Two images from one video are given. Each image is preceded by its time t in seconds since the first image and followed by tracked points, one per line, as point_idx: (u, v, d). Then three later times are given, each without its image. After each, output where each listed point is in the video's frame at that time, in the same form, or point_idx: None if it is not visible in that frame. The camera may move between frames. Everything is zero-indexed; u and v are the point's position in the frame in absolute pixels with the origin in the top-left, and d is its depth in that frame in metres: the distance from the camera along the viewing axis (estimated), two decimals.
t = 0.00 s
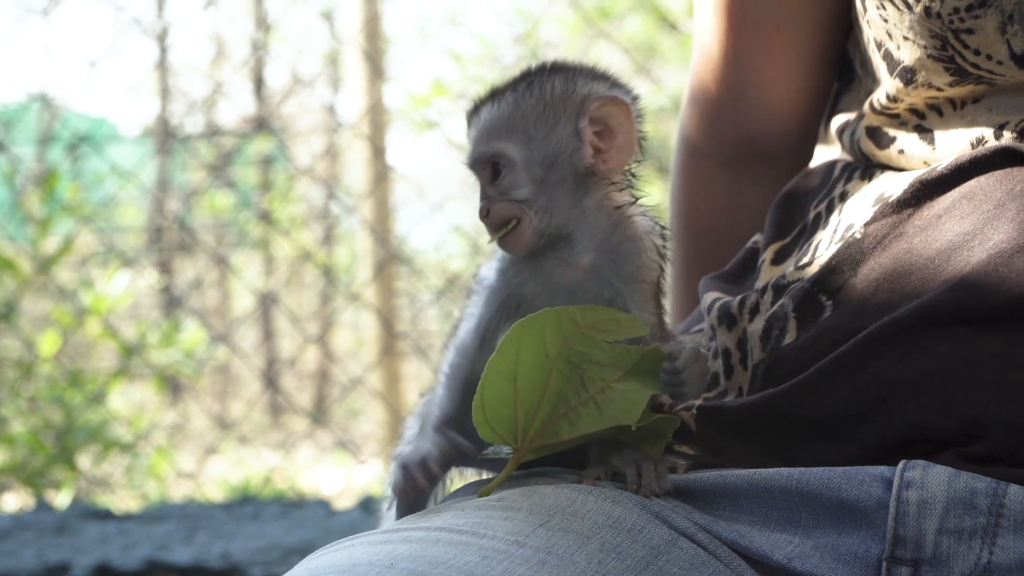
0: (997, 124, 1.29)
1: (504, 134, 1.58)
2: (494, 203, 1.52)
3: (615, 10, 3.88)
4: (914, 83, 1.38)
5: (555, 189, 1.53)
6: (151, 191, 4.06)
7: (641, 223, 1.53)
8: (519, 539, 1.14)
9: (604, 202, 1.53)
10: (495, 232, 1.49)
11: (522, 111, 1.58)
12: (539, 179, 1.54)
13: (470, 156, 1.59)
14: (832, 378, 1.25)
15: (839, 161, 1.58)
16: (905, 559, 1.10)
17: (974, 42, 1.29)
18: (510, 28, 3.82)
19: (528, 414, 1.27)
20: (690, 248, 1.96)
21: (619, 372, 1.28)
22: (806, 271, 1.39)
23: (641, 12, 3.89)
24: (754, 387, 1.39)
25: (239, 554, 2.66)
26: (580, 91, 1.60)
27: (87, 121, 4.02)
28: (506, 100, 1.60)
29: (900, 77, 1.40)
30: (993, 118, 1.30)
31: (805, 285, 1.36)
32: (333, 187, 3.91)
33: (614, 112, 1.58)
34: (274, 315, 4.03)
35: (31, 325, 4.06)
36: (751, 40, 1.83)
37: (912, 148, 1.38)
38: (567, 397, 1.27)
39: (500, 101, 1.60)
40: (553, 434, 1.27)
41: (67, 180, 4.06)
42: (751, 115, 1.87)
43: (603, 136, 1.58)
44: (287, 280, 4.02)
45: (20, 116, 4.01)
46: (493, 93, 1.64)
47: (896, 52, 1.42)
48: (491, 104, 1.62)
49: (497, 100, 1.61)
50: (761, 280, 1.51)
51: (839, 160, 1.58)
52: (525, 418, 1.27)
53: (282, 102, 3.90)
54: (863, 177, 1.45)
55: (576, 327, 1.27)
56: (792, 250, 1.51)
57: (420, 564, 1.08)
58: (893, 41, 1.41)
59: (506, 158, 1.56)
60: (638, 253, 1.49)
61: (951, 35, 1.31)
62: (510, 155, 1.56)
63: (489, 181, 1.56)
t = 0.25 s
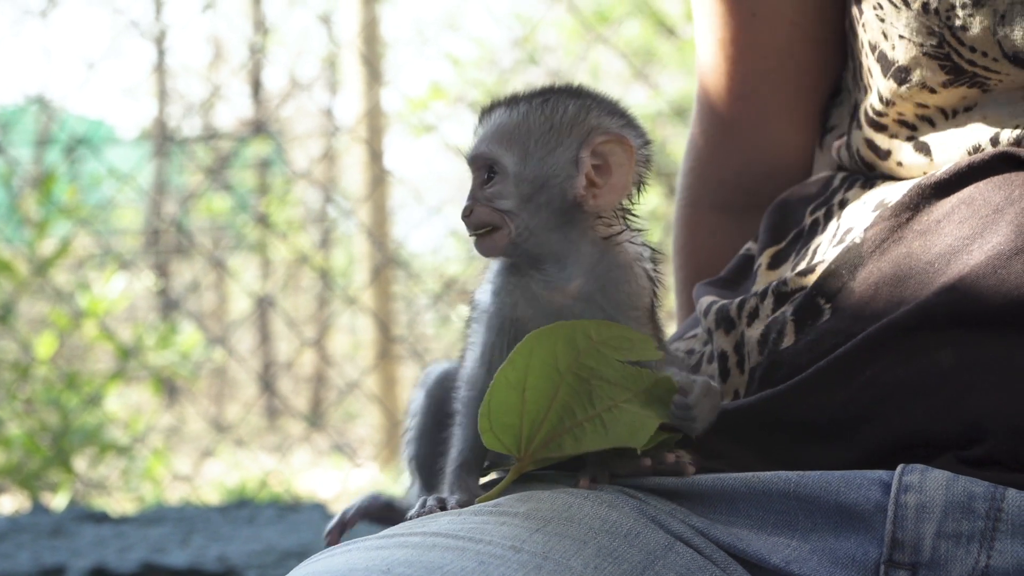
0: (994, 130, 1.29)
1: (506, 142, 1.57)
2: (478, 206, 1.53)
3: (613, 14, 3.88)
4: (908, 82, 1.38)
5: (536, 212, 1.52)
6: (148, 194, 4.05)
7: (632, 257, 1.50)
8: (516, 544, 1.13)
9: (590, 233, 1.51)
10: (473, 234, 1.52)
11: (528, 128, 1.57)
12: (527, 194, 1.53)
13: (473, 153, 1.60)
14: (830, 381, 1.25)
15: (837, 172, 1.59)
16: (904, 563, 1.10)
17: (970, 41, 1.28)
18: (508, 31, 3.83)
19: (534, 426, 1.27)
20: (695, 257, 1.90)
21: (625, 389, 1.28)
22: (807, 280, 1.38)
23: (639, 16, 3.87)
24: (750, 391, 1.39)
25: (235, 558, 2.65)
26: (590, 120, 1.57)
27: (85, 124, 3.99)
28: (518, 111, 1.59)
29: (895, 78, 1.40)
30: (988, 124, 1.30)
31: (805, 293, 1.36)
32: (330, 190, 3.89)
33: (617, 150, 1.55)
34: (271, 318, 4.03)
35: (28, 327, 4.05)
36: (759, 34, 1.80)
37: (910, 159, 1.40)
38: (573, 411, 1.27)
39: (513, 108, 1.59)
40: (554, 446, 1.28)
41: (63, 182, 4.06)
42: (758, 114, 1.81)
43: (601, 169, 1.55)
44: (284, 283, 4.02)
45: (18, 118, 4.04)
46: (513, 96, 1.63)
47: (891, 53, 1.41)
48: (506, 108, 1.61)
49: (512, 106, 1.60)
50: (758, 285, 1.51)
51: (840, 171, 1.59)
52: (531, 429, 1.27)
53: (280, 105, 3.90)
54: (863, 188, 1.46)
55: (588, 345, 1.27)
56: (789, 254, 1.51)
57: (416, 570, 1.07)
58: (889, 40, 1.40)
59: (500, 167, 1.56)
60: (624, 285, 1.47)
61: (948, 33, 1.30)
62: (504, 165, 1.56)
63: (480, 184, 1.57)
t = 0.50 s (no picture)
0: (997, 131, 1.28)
1: (499, 136, 1.58)
2: (469, 198, 1.54)
3: (617, 16, 3.88)
4: (911, 76, 1.39)
5: (528, 208, 1.52)
6: (152, 194, 4.05)
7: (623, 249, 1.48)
8: (524, 547, 1.13)
9: (581, 227, 1.50)
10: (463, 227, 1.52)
11: (523, 123, 1.58)
12: (518, 189, 1.54)
13: (465, 145, 1.60)
14: (839, 385, 1.25)
15: (853, 182, 1.59)
16: (912, 568, 1.10)
17: (970, 33, 1.30)
18: (512, 33, 3.83)
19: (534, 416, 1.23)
20: (697, 258, 1.90)
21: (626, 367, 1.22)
22: (818, 284, 1.38)
23: (644, 18, 3.87)
24: (758, 393, 1.40)
25: (238, 558, 2.65)
26: (584, 117, 1.58)
27: (88, 123, 4.03)
28: (512, 105, 1.59)
29: (900, 72, 1.41)
30: (986, 129, 1.29)
31: (815, 298, 1.36)
32: (334, 191, 3.89)
33: (609, 146, 1.56)
34: (274, 318, 4.03)
35: (31, 325, 4.09)
36: (765, 33, 1.79)
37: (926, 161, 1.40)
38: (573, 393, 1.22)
39: (507, 103, 1.60)
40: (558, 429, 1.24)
41: (68, 181, 4.07)
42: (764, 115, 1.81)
43: (593, 166, 1.55)
44: (288, 284, 4.02)
45: (22, 117, 4.06)
46: (508, 91, 1.64)
47: (895, 49, 1.42)
48: (500, 102, 1.61)
49: (507, 100, 1.61)
50: (766, 286, 1.51)
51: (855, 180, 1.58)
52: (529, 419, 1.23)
53: (284, 105, 3.89)
54: (876, 195, 1.45)
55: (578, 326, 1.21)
56: (798, 259, 1.51)
57: (423, 572, 1.07)
58: (893, 37, 1.42)
59: (492, 160, 1.57)
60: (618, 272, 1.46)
61: (950, 25, 1.32)
62: (497, 159, 1.56)
63: (471, 177, 1.57)
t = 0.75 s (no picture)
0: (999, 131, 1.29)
1: (502, 140, 1.64)
2: (472, 205, 1.60)
3: (626, 19, 3.89)
4: (918, 77, 1.40)
5: (529, 211, 1.56)
6: (161, 194, 4.06)
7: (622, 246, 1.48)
8: (533, 549, 1.14)
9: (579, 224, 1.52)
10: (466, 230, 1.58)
11: (523, 126, 1.63)
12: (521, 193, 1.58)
13: (469, 151, 1.67)
14: (845, 389, 1.24)
15: (866, 188, 1.59)
16: (921, 571, 1.10)
17: (968, 34, 1.31)
18: (522, 36, 3.84)
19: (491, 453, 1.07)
20: (702, 258, 1.92)
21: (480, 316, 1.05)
22: (826, 288, 1.39)
23: (652, 22, 3.88)
24: (764, 397, 1.39)
25: (246, 558, 2.66)
26: (582, 119, 1.64)
27: (99, 124, 4.00)
28: (512, 108, 1.66)
29: (909, 74, 1.42)
30: (990, 128, 1.30)
31: (824, 301, 1.37)
32: (343, 192, 3.90)
33: (607, 146, 1.61)
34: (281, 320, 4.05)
35: (40, 325, 4.08)
36: (775, 33, 1.78)
37: (937, 164, 1.40)
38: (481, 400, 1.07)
39: (508, 106, 1.67)
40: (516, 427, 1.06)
41: (77, 182, 4.06)
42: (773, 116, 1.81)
43: (592, 165, 1.60)
44: (296, 285, 4.04)
45: (31, 117, 4.02)
46: (509, 96, 1.70)
47: (901, 51, 1.43)
48: (499, 107, 1.68)
49: (507, 104, 1.67)
50: (774, 287, 1.52)
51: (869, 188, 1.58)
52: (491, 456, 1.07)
53: (294, 107, 3.91)
54: (887, 201, 1.46)
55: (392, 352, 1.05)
56: (809, 263, 1.51)
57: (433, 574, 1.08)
58: (898, 39, 1.43)
59: (494, 166, 1.63)
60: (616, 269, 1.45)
61: (949, 26, 1.33)
62: (499, 164, 1.62)
63: (474, 182, 1.63)
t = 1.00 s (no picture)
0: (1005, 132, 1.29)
1: (490, 159, 1.65)
2: (476, 224, 1.61)
3: (631, 20, 3.87)
4: (923, 81, 1.41)
5: (535, 217, 1.62)
6: (165, 194, 4.07)
7: (617, 250, 1.58)
8: (537, 551, 1.14)
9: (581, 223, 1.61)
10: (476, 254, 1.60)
11: (510, 138, 1.65)
12: (524, 206, 1.63)
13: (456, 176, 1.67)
14: (850, 391, 1.24)
15: (872, 192, 1.58)
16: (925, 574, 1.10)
17: (973, 37, 1.31)
18: (527, 36, 3.84)
19: (380, 507, 1.27)
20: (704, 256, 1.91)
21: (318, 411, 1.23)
22: (830, 290, 1.39)
23: (657, 23, 3.86)
24: (768, 399, 1.39)
25: (249, 559, 2.66)
26: (569, 121, 1.66)
27: (103, 124, 4.02)
28: (493, 126, 1.66)
29: (914, 77, 1.43)
30: (997, 131, 1.30)
31: (828, 304, 1.37)
32: (347, 192, 3.90)
33: (599, 144, 1.64)
34: (286, 320, 4.03)
35: (44, 325, 4.09)
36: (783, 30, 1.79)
37: (942, 168, 1.40)
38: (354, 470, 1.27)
39: (490, 122, 1.67)
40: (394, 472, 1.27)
41: (82, 182, 4.06)
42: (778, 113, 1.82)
43: (587, 165, 1.64)
44: (300, 286, 4.01)
45: (35, 117, 4.05)
46: (486, 111, 1.70)
47: (906, 54, 1.44)
48: (482, 124, 1.68)
49: (488, 121, 1.68)
50: (777, 289, 1.52)
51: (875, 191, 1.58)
52: (384, 505, 1.28)
53: (298, 107, 3.90)
54: (891, 204, 1.46)
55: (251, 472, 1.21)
56: (813, 266, 1.51)
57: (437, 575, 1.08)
58: (903, 42, 1.43)
59: (490, 183, 1.63)
60: (609, 279, 1.56)
61: (954, 29, 1.33)
62: (494, 180, 1.63)
63: (472, 203, 1.64)
